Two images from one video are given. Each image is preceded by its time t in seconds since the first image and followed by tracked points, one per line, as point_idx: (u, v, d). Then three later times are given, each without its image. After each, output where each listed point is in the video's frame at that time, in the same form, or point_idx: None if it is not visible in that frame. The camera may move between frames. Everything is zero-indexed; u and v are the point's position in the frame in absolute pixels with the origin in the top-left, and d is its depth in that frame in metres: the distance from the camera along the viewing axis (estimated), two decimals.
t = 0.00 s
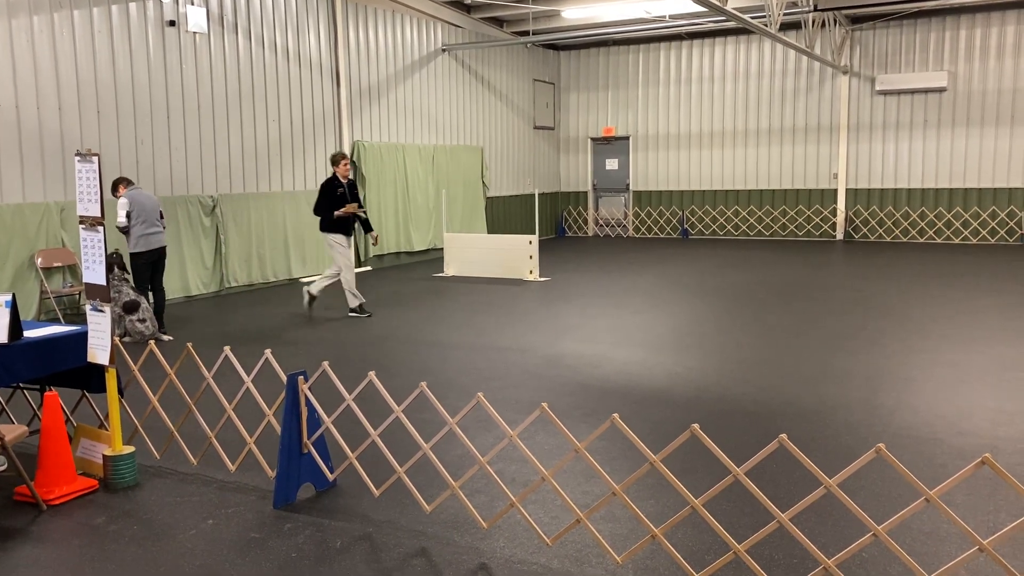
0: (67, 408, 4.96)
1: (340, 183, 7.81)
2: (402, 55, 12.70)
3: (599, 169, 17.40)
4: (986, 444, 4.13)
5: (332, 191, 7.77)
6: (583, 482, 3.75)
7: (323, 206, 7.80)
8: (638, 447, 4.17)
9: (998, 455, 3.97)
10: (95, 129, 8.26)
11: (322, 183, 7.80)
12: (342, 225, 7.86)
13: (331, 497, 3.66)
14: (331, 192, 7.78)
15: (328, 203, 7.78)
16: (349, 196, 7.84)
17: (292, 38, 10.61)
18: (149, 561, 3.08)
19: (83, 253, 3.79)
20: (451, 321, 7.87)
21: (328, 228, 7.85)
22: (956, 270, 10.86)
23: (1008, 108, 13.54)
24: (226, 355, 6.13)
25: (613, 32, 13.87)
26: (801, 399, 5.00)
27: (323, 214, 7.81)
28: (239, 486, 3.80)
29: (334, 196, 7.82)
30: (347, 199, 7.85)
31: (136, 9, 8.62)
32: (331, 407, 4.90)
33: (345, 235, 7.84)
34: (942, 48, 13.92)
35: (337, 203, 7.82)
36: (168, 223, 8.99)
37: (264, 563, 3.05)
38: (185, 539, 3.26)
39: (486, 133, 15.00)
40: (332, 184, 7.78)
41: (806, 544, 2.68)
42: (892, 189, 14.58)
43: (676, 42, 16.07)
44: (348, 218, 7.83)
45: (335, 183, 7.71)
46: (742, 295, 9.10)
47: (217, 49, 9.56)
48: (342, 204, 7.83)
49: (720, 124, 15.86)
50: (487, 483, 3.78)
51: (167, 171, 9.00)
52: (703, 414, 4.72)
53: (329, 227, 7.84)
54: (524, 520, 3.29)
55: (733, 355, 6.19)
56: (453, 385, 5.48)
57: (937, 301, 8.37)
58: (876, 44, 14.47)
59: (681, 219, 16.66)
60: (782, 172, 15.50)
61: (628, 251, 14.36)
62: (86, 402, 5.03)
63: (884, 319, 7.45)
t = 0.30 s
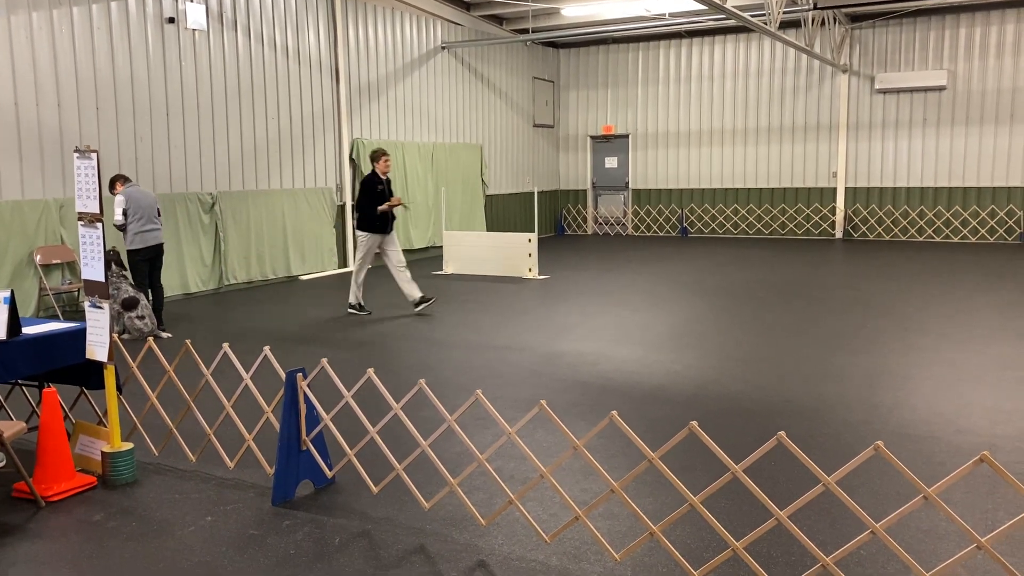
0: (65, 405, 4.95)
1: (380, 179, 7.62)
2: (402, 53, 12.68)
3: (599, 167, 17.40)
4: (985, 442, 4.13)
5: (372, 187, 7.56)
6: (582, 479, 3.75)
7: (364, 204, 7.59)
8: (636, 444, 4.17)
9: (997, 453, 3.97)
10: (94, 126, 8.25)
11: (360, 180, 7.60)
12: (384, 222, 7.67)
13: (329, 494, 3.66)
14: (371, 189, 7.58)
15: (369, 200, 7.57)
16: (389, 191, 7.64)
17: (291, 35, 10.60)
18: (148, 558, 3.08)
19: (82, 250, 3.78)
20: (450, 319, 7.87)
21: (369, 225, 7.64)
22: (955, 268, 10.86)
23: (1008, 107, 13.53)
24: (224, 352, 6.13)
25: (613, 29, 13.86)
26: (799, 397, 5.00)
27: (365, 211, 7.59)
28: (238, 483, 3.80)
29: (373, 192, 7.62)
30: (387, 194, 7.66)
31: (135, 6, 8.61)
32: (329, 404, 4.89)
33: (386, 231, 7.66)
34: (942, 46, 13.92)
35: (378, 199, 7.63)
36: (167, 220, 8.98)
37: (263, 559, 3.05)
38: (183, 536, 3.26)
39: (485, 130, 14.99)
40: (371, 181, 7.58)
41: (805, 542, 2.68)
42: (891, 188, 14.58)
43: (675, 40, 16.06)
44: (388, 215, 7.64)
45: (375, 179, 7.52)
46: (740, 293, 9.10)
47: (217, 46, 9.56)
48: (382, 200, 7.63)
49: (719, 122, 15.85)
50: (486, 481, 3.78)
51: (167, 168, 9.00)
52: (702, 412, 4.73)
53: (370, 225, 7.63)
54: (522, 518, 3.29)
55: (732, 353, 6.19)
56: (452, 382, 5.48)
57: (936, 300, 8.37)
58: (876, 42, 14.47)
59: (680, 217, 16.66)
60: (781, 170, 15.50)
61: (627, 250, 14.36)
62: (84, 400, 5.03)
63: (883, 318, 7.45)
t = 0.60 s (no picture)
0: (64, 401, 4.95)
1: (422, 173, 7.50)
2: (401, 50, 12.66)
3: (598, 165, 17.39)
4: (983, 441, 4.14)
5: (415, 181, 7.45)
6: (581, 477, 3.75)
7: (407, 199, 7.47)
8: (635, 443, 4.17)
9: (995, 452, 3.97)
10: (93, 123, 8.24)
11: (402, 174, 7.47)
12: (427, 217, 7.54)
13: (328, 491, 3.66)
14: (413, 183, 7.47)
15: (412, 195, 7.45)
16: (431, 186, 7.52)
17: (290, 32, 10.58)
18: (146, 555, 3.08)
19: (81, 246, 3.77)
20: (449, 316, 7.87)
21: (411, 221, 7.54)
22: (954, 267, 10.86)
23: (1008, 105, 13.52)
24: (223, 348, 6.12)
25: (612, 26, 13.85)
26: (798, 395, 5.00)
27: (408, 206, 7.47)
28: (237, 480, 3.80)
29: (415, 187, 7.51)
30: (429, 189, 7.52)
31: (133, 3, 8.59)
32: (328, 402, 4.89)
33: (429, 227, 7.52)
34: (941, 45, 13.91)
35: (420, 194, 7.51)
36: (165, 217, 8.97)
37: (261, 556, 3.05)
38: (182, 533, 3.26)
39: (484, 128, 14.98)
40: (413, 175, 7.48)
41: (803, 540, 2.68)
42: (891, 186, 14.57)
43: (675, 38, 16.05)
44: (431, 210, 7.52)
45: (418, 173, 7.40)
46: (740, 291, 9.10)
47: (216, 43, 9.54)
48: (424, 195, 7.51)
49: (719, 120, 15.85)
50: (484, 478, 3.78)
51: (166, 164, 8.99)
52: (702, 410, 4.73)
53: (412, 221, 7.50)
54: (522, 515, 3.29)
55: (731, 351, 6.19)
56: (452, 380, 5.48)
57: (935, 298, 8.37)
58: (875, 40, 14.46)
59: (679, 215, 16.66)
60: (780, 169, 15.50)
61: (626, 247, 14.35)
62: (82, 397, 5.02)
63: (882, 316, 7.46)
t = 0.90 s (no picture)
0: (64, 398, 4.95)
1: (462, 177, 7.25)
2: (401, 48, 12.65)
3: (597, 163, 17.40)
4: (983, 439, 4.14)
5: (454, 185, 7.23)
6: (579, 475, 3.75)
7: (446, 203, 7.26)
8: (634, 440, 4.17)
9: (994, 451, 3.97)
10: (93, 120, 8.23)
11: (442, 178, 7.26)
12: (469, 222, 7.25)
13: (327, 489, 3.66)
14: (453, 187, 7.24)
15: (451, 198, 7.23)
16: (472, 189, 7.26)
17: (290, 30, 10.57)
18: (145, 552, 3.08)
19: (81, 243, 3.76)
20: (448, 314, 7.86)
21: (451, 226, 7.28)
22: (953, 266, 10.87)
23: (1007, 104, 13.51)
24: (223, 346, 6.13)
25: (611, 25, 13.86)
26: (797, 394, 5.01)
27: (448, 210, 7.25)
28: (236, 478, 3.80)
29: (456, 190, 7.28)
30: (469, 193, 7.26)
31: None
32: (327, 399, 4.89)
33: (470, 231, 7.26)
34: (941, 44, 13.91)
35: (460, 198, 7.25)
36: (163, 214, 8.96)
37: (259, 554, 3.05)
38: (181, 530, 3.26)
39: (484, 126, 14.97)
40: (453, 178, 7.26)
41: (802, 538, 2.68)
42: (890, 185, 14.57)
43: (675, 36, 16.05)
44: (473, 214, 7.25)
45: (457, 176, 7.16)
46: (740, 290, 9.09)
47: (216, 41, 9.53)
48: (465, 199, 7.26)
49: (718, 119, 15.85)
50: (483, 476, 3.79)
51: (166, 162, 8.99)
52: (701, 408, 4.73)
53: (453, 225, 7.26)
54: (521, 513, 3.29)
55: (731, 350, 6.19)
56: (451, 378, 5.48)
57: (934, 297, 8.37)
58: (875, 39, 14.45)
59: (679, 213, 16.66)
60: (779, 167, 15.50)
61: (626, 246, 14.35)
62: (82, 393, 5.03)
63: (882, 315, 7.46)
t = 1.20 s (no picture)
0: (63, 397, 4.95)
1: (509, 171, 7.10)
2: (401, 46, 12.64)
3: (597, 162, 17.40)
4: (982, 439, 4.14)
5: (501, 179, 7.06)
6: (579, 474, 3.75)
7: (492, 197, 7.10)
8: (633, 439, 4.18)
9: (993, 450, 3.98)
10: (93, 118, 8.23)
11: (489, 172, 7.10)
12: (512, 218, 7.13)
13: (327, 487, 3.66)
14: (500, 181, 7.08)
15: (498, 193, 7.08)
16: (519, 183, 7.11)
17: (290, 28, 10.56)
18: (145, 550, 3.09)
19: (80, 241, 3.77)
20: (448, 313, 7.87)
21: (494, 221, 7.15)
22: (952, 265, 10.87)
23: (1007, 104, 13.52)
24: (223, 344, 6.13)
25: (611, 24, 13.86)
26: (797, 393, 5.01)
27: (494, 206, 7.10)
28: (236, 476, 3.80)
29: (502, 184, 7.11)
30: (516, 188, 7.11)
31: None
32: (327, 398, 4.89)
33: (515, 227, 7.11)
34: (941, 43, 13.91)
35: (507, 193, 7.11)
36: (163, 212, 8.96)
37: (259, 552, 3.06)
38: (181, 529, 3.26)
39: (484, 125, 14.97)
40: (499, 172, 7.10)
41: (802, 537, 2.68)
42: (889, 185, 14.58)
43: (675, 35, 16.05)
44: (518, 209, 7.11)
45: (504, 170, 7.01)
46: (739, 289, 9.10)
47: (216, 39, 9.53)
48: (511, 194, 7.11)
49: (718, 118, 15.85)
50: (483, 474, 3.79)
51: (166, 161, 8.99)
52: (701, 407, 4.73)
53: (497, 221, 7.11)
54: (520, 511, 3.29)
55: (731, 349, 6.20)
56: (451, 376, 5.48)
57: (934, 297, 8.37)
58: (875, 38, 14.45)
59: (678, 212, 16.66)
60: (779, 167, 15.51)
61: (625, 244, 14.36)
62: (81, 391, 5.03)
63: (881, 314, 7.46)
